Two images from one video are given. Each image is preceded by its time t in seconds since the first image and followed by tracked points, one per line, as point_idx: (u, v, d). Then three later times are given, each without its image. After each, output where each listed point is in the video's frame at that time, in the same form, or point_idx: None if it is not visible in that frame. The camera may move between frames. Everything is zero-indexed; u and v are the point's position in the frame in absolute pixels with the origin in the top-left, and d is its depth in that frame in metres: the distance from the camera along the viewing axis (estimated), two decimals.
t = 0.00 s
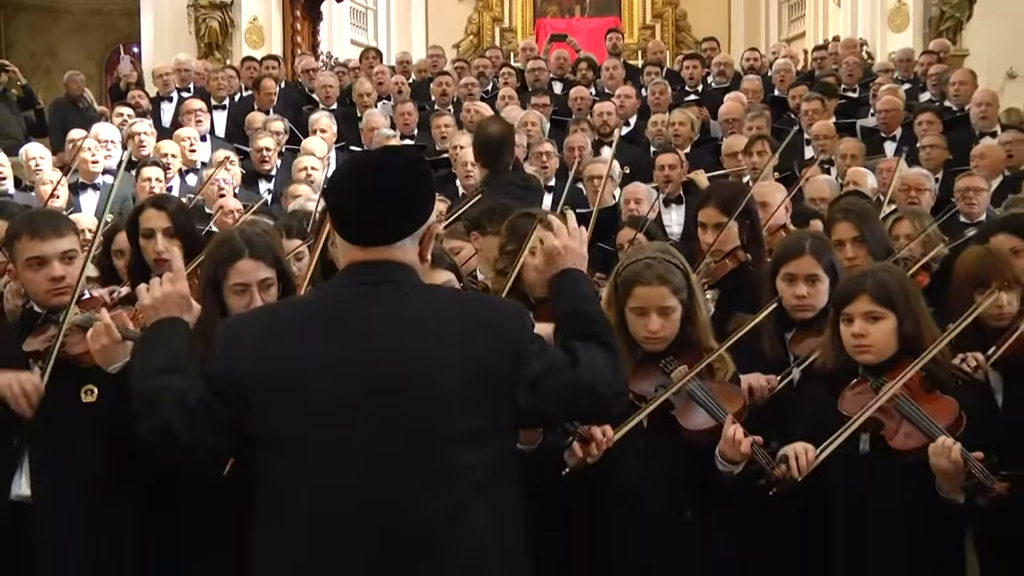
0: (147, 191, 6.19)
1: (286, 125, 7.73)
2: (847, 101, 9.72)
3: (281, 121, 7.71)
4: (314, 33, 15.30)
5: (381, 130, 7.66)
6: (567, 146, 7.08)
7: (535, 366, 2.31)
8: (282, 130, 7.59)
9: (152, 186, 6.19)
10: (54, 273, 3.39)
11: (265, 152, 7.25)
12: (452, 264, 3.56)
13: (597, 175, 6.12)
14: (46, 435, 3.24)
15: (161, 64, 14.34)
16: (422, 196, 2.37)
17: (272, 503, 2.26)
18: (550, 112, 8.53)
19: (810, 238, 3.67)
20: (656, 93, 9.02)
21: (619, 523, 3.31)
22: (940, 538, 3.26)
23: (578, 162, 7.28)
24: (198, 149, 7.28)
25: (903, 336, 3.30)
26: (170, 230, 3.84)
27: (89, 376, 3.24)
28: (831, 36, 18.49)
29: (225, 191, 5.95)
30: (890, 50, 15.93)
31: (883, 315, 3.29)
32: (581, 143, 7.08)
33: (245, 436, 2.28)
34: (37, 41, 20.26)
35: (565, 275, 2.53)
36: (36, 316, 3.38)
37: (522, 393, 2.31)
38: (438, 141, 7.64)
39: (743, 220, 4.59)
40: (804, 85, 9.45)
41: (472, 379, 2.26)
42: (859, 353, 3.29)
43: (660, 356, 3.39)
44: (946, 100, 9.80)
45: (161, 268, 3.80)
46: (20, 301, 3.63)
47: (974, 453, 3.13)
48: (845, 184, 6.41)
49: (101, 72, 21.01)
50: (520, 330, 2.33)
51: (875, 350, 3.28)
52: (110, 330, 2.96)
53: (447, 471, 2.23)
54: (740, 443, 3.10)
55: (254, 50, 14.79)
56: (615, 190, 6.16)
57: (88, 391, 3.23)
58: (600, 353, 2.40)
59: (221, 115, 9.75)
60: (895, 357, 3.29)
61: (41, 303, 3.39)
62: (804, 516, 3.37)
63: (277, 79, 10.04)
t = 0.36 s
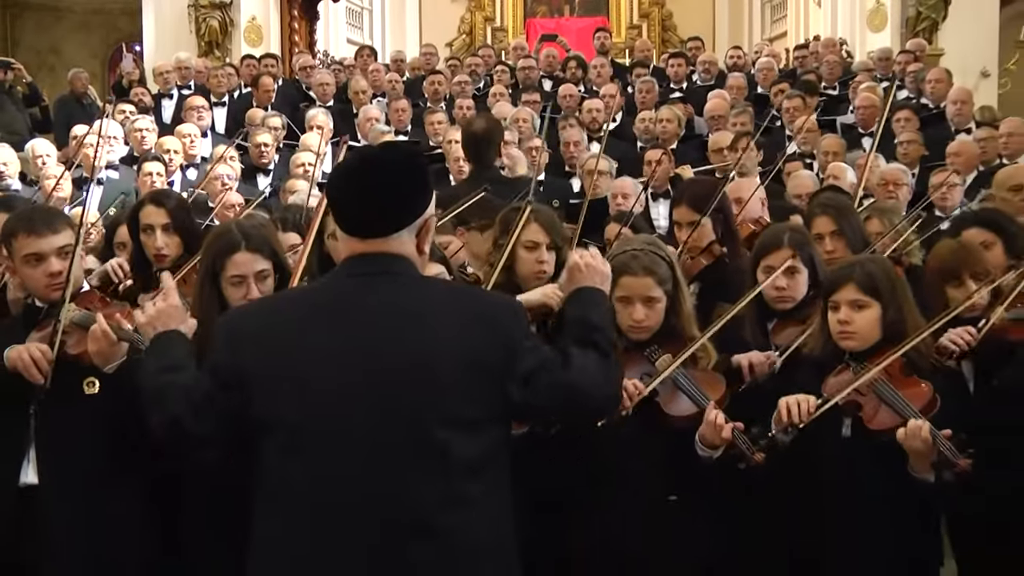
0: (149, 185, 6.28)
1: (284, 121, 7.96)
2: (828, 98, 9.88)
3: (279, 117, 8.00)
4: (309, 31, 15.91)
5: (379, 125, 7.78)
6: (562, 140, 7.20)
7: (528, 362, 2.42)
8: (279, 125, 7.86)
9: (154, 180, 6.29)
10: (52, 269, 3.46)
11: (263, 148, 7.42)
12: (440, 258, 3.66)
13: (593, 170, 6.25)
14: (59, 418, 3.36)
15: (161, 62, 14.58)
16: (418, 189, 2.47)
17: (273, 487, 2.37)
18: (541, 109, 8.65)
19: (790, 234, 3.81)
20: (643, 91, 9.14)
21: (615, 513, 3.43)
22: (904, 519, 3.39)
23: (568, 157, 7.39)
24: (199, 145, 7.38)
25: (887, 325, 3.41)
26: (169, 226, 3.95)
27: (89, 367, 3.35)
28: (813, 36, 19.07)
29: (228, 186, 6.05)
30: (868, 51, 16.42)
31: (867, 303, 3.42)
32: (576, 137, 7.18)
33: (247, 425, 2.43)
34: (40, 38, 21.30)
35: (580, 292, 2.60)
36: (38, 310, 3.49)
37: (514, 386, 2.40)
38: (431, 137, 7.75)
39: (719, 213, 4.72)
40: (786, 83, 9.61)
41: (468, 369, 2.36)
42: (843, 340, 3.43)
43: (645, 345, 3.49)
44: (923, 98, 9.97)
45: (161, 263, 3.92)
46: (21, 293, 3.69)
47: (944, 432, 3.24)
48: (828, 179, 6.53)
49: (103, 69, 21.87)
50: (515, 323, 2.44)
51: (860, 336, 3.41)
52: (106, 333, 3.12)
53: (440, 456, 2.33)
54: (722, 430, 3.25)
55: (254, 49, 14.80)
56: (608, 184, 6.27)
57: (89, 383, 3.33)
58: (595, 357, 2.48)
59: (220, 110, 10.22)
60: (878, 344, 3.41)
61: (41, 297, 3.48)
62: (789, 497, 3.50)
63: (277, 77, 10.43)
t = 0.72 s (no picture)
0: (151, 182, 6.45)
1: (283, 119, 8.23)
2: (808, 98, 10.03)
3: (277, 115, 8.26)
4: (309, 31, 16.16)
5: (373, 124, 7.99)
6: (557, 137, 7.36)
7: (522, 352, 2.50)
8: (277, 123, 8.15)
9: (156, 178, 6.47)
10: (58, 261, 3.56)
11: (261, 145, 7.64)
12: (435, 249, 3.78)
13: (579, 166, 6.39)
14: (67, 408, 3.48)
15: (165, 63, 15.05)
16: (413, 185, 2.57)
17: (276, 473, 2.47)
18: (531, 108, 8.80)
19: (775, 228, 3.92)
20: (631, 90, 9.29)
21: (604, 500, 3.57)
22: (882, 503, 3.53)
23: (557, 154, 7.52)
24: (198, 143, 7.59)
25: (873, 316, 3.54)
26: (172, 220, 4.04)
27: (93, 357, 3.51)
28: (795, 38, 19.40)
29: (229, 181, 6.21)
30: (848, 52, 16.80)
31: (858, 293, 3.54)
32: (570, 135, 7.35)
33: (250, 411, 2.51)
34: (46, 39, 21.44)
35: (565, 288, 2.68)
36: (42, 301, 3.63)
37: (509, 376, 2.50)
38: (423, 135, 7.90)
39: (708, 206, 4.84)
40: (768, 83, 9.77)
41: (463, 355, 2.45)
42: (832, 326, 3.55)
43: (632, 336, 3.61)
44: (899, 98, 10.12)
45: (163, 256, 4.03)
46: (27, 287, 3.76)
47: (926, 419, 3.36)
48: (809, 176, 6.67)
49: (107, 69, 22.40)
50: (508, 315, 2.53)
51: (848, 324, 3.54)
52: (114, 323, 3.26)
53: (434, 441, 2.42)
54: (706, 419, 3.34)
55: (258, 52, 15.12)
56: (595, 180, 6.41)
57: (94, 372, 3.49)
58: (583, 351, 2.57)
59: (221, 109, 10.47)
60: (866, 333, 3.54)
61: (47, 287, 3.58)
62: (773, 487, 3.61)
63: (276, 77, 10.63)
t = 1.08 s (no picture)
0: (155, 179, 6.65)
1: (282, 117, 8.41)
2: (793, 97, 10.19)
3: (276, 113, 8.45)
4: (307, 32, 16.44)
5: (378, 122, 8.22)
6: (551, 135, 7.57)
7: (514, 348, 2.61)
8: (277, 120, 8.34)
9: (160, 176, 6.66)
10: (69, 249, 3.67)
11: (261, 143, 7.83)
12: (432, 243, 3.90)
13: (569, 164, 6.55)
14: (69, 402, 3.58)
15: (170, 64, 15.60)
16: (413, 183, 2.69)
17: (278, 465, 2.57)
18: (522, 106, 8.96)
19: (762, 223, 4.00)
20: (621, 89, 9.45)
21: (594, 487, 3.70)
22: (862, 488, 3.65)
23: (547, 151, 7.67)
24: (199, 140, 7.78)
25: (857, 309, 3.67)
26: (177, 214, 4.16)
27: (100, 345, 3.62)
28: (779, 39, 19.64)
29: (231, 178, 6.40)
30: (832, 54, 17.08)
31: (843, 287, 3.67)
32: (564, 134, 7.56)
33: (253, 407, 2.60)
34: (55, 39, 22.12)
35: (550, 305, 2.78)
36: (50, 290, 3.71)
37: (503, 370, 2.60)
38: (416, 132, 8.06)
39: (701, 201, 4.96)
40: (754, 82, 9.93)
41: (461, 346, 2.57)
42: (817, 319, 3.67)
43: (622, 327, 3.73)
44: (879, 97, 10.26)
45: (169, 249, 4.14)
46: (34, 279, 3.86)
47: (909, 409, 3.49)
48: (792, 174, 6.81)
49: (112, 69, 22.83)
50: (502, 311, 2.64)
51: (833, 316, 3.66)
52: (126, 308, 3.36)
53: (433, 428, 2.53)
54: (694, 405, 3.46)
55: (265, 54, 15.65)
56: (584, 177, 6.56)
57: (100, 360, 3.60)
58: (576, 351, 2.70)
59: (223, 108, 10.68)
60: (849, 325, 3.68)
61: (56, 275, 3.69)
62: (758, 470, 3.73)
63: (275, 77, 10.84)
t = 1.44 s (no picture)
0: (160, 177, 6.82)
1: (283, 116, 8.58)
2: (778, 98, 10.35)
3: (277, 112, 8.62)
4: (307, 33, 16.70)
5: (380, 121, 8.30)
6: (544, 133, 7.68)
7: (513, 337, 2.71)
8: (279, 119, 8.54)
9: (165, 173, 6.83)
10: (76, 242, 3.76)
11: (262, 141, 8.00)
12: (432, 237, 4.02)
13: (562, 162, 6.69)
14: (73, 391, 3.68)
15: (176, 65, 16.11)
16: (411, 181, 2.76)
17: (282, 454, 2.66)
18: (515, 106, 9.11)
19: (750, 219, 4.14)
20: (611, 89, 9.61)
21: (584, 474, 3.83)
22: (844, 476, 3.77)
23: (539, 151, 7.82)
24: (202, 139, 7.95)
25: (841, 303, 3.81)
26: (184, 210, 4.29)
27: (104, 337, 3.73)
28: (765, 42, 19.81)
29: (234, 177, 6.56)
30: (815, 56, 17.30)
31: (828, 281, 3.79)
32: (558, 132, 7.69)
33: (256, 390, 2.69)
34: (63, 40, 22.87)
35: (545, 271, 2.90)
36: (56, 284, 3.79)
37: (501, 359, 2.70)
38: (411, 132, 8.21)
39: (693, 199, 5.09)
40: (741, 83, 10.09)
41: (458, 339, 2.64)
42: (804, 312, 3.79)
43: (614, 319, 3.86)
44: (863, 98, 10.41)
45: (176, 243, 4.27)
46: (40, 271, 3.97)
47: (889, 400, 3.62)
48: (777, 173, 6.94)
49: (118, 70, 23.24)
50: (498, 301, 2.72)
51: (820, 310, 3.78)
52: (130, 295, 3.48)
53: (433, 420, 2.62)
54: (682, 393, 3.59)
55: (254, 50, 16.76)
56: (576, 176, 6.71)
57: (104, 351, 3.70)
58: (569, 335, 2.78)
59: (225, 108, 10.87)
60: (833, 319, 3.80)
61: (63, 268, 3.77)
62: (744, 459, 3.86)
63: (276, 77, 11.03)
